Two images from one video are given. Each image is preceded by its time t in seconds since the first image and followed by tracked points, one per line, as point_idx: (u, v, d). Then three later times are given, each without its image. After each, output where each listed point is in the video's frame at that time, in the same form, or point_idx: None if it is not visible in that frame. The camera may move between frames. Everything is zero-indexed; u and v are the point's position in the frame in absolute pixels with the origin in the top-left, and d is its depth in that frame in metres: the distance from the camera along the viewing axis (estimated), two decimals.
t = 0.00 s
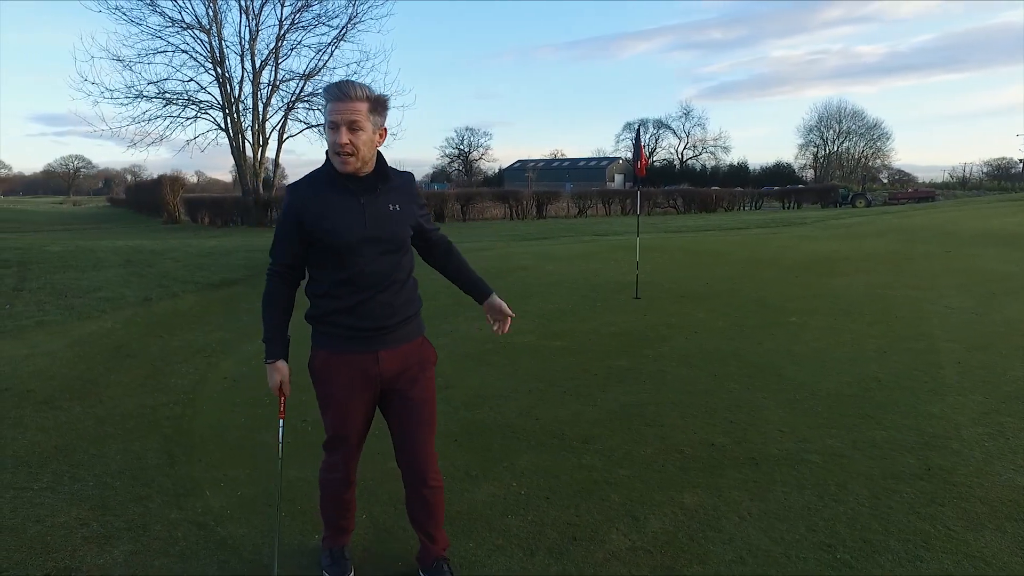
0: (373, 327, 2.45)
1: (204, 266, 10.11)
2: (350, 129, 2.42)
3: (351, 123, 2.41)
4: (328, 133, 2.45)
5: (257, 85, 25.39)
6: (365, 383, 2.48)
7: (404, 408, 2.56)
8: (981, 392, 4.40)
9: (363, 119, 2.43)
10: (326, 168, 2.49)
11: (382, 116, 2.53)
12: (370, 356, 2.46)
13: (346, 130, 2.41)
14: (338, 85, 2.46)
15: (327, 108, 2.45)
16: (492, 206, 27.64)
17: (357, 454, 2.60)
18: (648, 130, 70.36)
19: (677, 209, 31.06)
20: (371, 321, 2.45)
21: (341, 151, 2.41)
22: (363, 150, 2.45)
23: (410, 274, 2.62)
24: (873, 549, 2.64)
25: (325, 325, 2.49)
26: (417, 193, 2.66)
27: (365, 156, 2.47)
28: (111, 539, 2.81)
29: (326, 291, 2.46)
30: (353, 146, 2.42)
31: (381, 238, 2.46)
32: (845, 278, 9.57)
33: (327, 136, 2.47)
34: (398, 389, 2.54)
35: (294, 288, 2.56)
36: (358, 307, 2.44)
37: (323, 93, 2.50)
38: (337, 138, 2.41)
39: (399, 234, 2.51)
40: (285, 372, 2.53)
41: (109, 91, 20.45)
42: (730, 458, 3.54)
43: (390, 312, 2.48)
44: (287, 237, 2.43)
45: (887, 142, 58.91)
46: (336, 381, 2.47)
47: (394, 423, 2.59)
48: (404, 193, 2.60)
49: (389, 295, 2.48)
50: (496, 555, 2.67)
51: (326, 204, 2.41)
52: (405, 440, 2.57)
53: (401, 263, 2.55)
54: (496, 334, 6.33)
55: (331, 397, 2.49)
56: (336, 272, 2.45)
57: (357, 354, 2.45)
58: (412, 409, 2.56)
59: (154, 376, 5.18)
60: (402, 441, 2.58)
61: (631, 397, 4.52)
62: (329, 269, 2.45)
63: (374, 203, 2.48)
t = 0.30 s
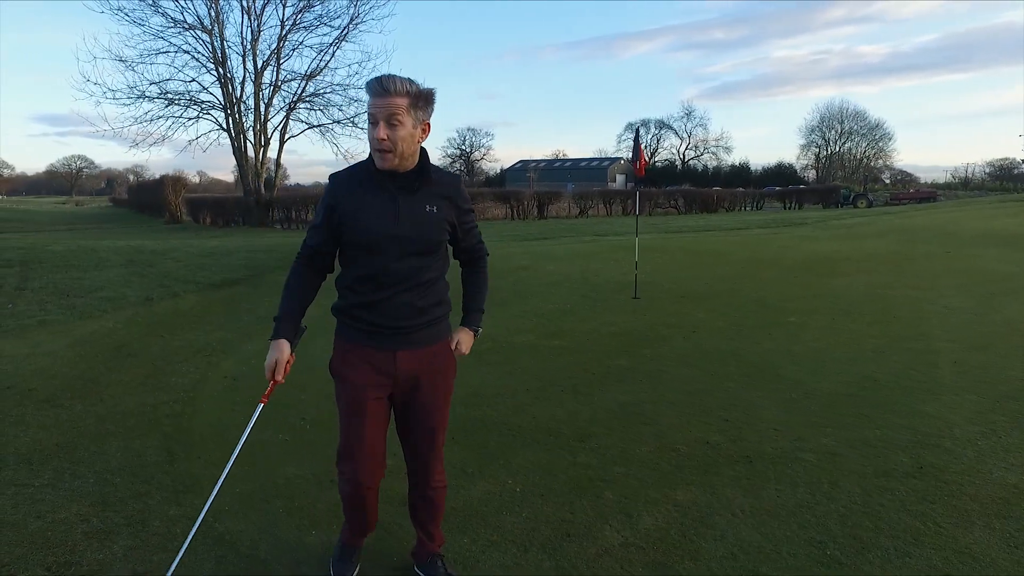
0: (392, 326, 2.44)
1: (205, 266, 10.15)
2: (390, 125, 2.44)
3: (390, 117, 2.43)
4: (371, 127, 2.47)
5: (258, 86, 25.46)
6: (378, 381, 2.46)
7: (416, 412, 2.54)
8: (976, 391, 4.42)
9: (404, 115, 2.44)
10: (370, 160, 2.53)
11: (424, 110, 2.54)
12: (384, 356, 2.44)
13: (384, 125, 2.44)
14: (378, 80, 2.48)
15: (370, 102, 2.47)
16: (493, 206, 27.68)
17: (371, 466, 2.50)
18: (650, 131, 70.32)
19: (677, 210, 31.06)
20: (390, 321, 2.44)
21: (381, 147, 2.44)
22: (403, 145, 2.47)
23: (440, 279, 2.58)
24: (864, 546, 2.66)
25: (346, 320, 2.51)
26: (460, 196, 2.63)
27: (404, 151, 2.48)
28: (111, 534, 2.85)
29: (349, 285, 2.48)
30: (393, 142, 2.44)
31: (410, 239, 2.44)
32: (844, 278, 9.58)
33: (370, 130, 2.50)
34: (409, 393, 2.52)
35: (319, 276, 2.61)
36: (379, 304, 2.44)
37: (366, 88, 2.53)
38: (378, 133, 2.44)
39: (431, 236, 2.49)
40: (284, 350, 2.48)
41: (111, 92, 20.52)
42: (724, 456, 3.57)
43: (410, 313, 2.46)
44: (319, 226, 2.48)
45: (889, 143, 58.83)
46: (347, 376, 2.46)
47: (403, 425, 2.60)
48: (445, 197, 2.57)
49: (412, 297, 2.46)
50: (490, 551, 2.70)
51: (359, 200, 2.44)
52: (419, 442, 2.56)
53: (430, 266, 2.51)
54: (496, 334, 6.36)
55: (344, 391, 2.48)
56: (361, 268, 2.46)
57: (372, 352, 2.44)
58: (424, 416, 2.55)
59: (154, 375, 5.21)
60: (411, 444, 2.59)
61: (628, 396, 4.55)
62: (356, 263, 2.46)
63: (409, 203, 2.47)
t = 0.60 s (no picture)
0: (389, 329, 2.50)
1: (206, 266, 10.23)
2: (394, 130, 2.49)
3: (393, 123, 2.49)
4: (376, 134, 2.52)
5: (258, 87, 25.54)
6: (374, 381, 2.52)
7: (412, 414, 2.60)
8: (963, 388, 4.50)
9: (408, 120, 2.50)
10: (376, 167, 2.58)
11: (428, 114, 2.59)
12: (382, 358, 2.51)
13: (388, 131, 2.49)
14: (381, 85, 2.54)
15: (374, 109, 2.52)
16: (492, 207, 27.74)
17: (371, 468, 2.47)
18: (650, 131, 70.38)
19: (677, 210, 31.12)
20: (388, 324, 2.50)
21: (387, 153, 2.49)
22: (409, 149, 2.52)
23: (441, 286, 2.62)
24: (845, 535, 2.74)
25: (346, 320, 2.59)
26: (465, 202, 2.66)
27: (410, 156, 2.52)
28: (114, 526, 2.93)
29: (350, 285, 2.55)
30: (398, 147, 2.49)
31: (410, 244, 2.50)
32: (840, 278, 9.65)
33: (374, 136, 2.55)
34: (406, 396, 2.57)
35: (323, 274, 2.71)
36: (376, 308, 2.51)
37: (369, 94, 2.59)
38: (383, 140, 2.49)
39: (432, 241, 2.54)
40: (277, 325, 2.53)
41: (112, 93, 20.60)
42: (713, 451, 3.65)
43: (409, 318, 2.51)
44: (323, 227, 2.57)
45: (889, 143, 58.84)
46: (344, 376, 2.52)
47: (400, 425, 2.67)
48: (449, 203, 2.61)
49: (410, 301, 2.52)
50: (482, 540, 2.79)
51: (362, 203, 2.51)
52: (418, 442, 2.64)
53: (431, 272, 2.56)
54: (494, 333, 6.44)
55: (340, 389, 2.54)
56: (361, 270, 2.52)
57: (370, 355, 2.51)
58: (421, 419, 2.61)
59: (156, 373, 5.29)
60: (407, 444, 2.68)
61: (621, 393, 4.63)
62: (357, 264, 2.53)
63: (411, 208, 2.53)
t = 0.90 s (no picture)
0: (383, 343, 2.44)
1: (211, 266, 10.40)
2: (363, 143, 2.40)
3: (362, 135, 2.39)
4: (342, 147, 2.42)
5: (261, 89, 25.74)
6: (369, 398, 2.45)
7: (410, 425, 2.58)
8: (947, 383, 4.65)
9: (377, 132, 2.40)
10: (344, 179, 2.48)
11: (397, 124, 2.50)
12: (377, 374, 2.44)
13: (356, 144, 2.39)
14: (347, 94, 2.43)
15: (341, 121, 2.41)
16: (493, 208, 27.92)
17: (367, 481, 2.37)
18: (650, 133, 70.61)
19: (677, 211, 31.31)
20: (379, 340, 2.43)
21: (356, 167, 2.40)
22: (378, 162, 2.43)
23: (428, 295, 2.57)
24: (824, 518, 2.88)
25: (335, 338, 2.50)
26: (442, 208, 2.60)
27: (380, 168, 2.44)
28: (131, 510, 3.09)
29: (338, 300, 2.47)
30: (367, 160, 2.40)
31: (394, 255, 2.44)
32: (836, 278, 9.79)
33: (341, 148, 2.44)
34: (401, 409, 2.52)
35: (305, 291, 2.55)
36: (367, 322, 2.44)
37: (335, 102, 2.48)
38: (351, 153, 2.39)
39: (415, 251, 2.49)
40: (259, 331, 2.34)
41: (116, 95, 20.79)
42: (703, 441, 3.81)
43: (400, 331, 2.46)
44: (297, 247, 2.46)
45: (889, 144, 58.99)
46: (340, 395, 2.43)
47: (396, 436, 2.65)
48: (426, 210, 2.56)
49: (400, 314, 2.46)
50: (481, 524, 2.94)
51: (340, 217, 2.45)
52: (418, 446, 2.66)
53: (417, 283, 2.51)
54: (494, 331, 6.60)
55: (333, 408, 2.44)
56: (347, 285, 2.45)
57: (364, 372, 2.44)
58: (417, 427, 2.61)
59: (164, 369, 5.45)
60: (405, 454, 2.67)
61: (616, 388, 4.78)
62: (343, 278, 2.45)
63: (390, 219, 2.46)
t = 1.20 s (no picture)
0: (364, 333, 2.53)
1: (222, 265, 10.65)
2: (330, 131, 2.46)
3: (328, 123, 2.44)
4: (310, 134, 2.48)
5: (267, 92, 26.03)
6: (355, 386, 2.56)
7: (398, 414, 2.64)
8: (933, 376, 4.85)
9: (343, 121, 2.46)
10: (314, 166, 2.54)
11: (366, 112, 2.55)
12: (361, 362, 2.54)
13: (323, 132, 2.45)
14: (316, 83, 2.48)
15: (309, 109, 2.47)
16: (498, 209, 28.16)
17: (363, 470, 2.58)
18: (654, 135, 70.79)
19: (681, 213, 31.51)
20: (359, 328, 2.52)
21: (323, 155, 2.47)
22: (345, 150, 2.49)
23: (408, 284, 2.62)
24: (808, 496, 3.10)
25: (323, 328, 2.62)
26: (418, 194, 2.63)
27: (348, 156, 2.50)
28: (164, 488, 3.33)
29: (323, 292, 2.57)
30: (335, 148, 2.46)
31: (368, 245, 2.50)
32: (835, 278, 9.99)
33: (309, 136, 2.50)
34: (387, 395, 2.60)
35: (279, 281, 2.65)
36: (350, 313, 2.53)
37: (305, 91, 2.54)
38: (318, 142, 2.45)
39: (389, 240, 2.53)
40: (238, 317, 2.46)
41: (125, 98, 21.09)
42: (698, 428, 4.03)
43: (380, 319, 2.54)
44: (277, 240, 2.57)
45: (893, 146, 59.05)
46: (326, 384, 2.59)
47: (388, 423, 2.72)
48: (401, 198, 2.59)
49: (379, 303, 2.53)
50: (488, 501, 3.17)
51: (315, 210, 2.53)
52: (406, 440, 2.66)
53: (395, 271, 2.56)
54: (499, 327, 6.83)
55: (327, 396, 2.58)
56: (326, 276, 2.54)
57: (349, 360, 2.55)
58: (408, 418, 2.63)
59: (184, 363, 5.69)
60: (401, 444, 2.71)
61: (615, 381, 5.00)
62: (322, 270, 2.53)
63: (364, 209, 2.52)
